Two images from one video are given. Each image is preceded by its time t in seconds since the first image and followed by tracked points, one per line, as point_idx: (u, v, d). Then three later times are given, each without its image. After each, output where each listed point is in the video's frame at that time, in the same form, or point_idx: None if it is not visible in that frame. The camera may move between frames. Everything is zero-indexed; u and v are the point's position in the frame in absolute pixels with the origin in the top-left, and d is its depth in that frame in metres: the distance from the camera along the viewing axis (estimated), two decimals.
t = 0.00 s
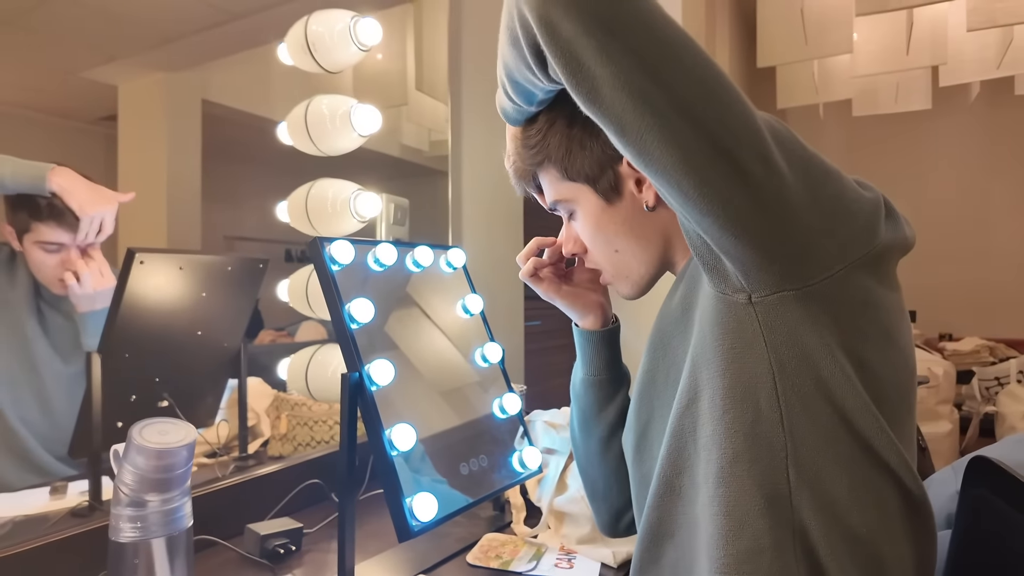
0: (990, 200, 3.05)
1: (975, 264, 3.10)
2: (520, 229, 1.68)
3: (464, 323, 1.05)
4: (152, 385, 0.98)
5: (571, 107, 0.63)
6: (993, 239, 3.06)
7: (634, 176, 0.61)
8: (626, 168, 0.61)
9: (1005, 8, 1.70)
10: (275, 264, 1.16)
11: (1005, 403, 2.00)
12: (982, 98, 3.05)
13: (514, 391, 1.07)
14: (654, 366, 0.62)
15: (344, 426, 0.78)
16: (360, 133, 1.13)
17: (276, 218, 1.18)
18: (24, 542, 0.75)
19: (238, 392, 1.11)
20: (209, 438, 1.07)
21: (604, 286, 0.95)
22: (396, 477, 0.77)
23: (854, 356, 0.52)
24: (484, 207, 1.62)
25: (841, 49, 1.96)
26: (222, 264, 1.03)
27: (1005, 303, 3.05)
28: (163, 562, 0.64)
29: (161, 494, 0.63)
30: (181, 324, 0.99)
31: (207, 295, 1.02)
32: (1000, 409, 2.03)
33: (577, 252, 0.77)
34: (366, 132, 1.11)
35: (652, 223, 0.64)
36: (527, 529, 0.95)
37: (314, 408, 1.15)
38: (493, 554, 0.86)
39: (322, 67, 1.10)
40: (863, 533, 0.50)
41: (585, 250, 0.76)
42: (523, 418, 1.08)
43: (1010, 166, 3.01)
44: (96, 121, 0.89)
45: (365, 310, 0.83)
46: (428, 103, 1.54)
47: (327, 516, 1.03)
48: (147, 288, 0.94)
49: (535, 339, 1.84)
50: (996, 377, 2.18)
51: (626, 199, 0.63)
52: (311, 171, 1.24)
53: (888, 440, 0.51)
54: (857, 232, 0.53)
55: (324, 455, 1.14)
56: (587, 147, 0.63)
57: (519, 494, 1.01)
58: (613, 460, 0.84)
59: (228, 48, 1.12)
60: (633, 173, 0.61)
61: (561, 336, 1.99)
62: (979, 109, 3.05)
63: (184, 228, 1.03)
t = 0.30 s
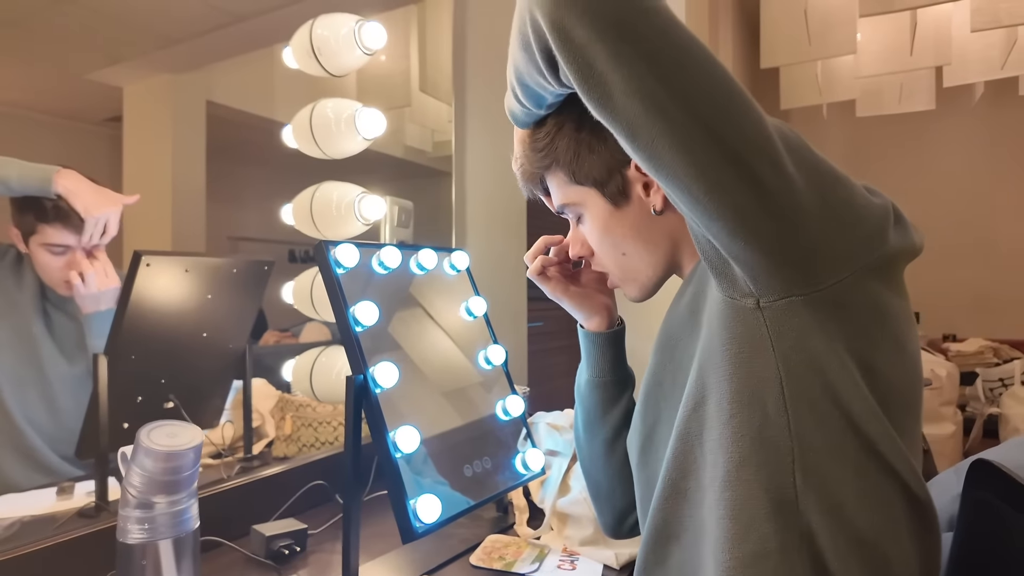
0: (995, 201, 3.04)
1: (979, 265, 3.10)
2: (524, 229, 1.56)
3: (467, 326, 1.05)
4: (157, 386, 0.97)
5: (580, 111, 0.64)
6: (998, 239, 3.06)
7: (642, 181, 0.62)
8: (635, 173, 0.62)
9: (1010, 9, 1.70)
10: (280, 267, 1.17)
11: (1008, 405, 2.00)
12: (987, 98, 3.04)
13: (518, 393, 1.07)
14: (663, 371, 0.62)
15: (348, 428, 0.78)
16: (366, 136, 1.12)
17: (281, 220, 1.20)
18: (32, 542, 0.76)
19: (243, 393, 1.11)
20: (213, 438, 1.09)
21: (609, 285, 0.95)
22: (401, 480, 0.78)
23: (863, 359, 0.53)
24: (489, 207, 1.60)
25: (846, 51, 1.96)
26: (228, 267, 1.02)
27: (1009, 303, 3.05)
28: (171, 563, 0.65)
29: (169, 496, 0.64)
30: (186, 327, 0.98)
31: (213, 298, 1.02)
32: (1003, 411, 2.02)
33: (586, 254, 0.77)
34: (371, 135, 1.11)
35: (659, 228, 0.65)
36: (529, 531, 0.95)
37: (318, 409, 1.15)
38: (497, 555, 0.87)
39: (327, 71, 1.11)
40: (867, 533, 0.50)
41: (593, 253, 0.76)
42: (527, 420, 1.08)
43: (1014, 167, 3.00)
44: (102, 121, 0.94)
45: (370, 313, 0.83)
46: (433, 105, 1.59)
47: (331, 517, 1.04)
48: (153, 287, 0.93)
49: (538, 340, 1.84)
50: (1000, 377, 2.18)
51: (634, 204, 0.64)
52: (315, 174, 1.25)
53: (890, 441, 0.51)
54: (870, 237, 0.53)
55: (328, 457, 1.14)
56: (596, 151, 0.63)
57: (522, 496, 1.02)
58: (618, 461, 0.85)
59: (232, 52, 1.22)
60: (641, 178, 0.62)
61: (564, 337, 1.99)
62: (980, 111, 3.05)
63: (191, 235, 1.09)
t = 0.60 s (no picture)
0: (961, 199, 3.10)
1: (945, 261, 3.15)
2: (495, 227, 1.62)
3: (430, 316, 1.01)
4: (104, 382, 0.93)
5: (652, 21, 0.58)
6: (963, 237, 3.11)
7: (692, 118, 0.57)
8: (690, 105, 0.56)
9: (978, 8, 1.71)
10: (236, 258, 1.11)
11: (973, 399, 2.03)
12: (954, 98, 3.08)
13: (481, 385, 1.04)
14: (666, 361, 0.57)
15: (296, 420, 0.75)
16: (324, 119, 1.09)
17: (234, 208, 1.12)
18: None
19: (198, 389, 1.07)
20: (166, 436, 1.03)
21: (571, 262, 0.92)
22: (351, 476, 0.75)
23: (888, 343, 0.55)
24: (462, 199, 1.57)
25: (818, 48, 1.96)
26: (179, 256, 0.99)
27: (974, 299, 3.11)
28: (93, 563, 0.64)
29: (91, 493, 0.63)
30: (136, 318, 0.94)
31: (164, 288, 0.98)
32: (968, 404, 2.01)
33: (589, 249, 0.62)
34: (329, 118, 1.08)
35: (687, 190, 0.57)
36: (491, 526, 0.92)
37: (275, 406, 1.11)
38: (455, 553, 0.84)
39: (284, 52, 1.08)
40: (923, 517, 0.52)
41: (603, 242, 0.61)
42: (489, 413, 1.05)
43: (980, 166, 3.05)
44: (67, 116, 0.85)
45: (320, 300, 0.80)
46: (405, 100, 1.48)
47: (282, 517, 1.00)
48: (99, 278, 0.89)
49: (509, 336, 1.82)
50: (965, 373, 2.20)
51: (672, 148, 0.56)
52: (271, 162, 1.19)
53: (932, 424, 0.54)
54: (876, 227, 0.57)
55: (284, 454, 1.11)
56: (659, 64, 0.56)
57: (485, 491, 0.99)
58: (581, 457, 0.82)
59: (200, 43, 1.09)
60: (693, 113, 0.56)
61: (535, 332, 1.97)
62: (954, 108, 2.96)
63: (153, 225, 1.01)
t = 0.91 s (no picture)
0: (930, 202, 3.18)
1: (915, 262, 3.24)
2: (474, 225, 1.63)
3: (411, 318, 1.01)
4: (77, 385, 0.91)
5: (697, 19, 0.59)
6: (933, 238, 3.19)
7: (730, 121, 0.58)
8: (730, 108, 0.58)
9: (947, 16, 1.76)
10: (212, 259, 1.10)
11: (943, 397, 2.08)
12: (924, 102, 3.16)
13: (462, 387, 1.04)
14: (692, 368, 0.58)
15: (274, 422, 0.75)
16: (302, 119, 1.07)
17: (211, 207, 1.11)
18: None
19: (174, 392, 1.05)
20: (140, 440, 1.01)
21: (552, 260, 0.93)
22: (331, 479, 0.75)
23: (901, 358, 0.61)
24: (439, 197, 1.53)
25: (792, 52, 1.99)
26: (155, 256, 0.98)
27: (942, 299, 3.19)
28: (66, 569, 0.63)
29: (64, 499, 0.62)
30: (109, 320, 0.93)
31: (138, 289, 0.96)
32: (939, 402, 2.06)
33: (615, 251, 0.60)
34: (308, 118, 1.05)
35: (722, 193, 0.59)
36: (472, 528, 0.93)
37: (253, 408, 1.10)
38: (436, 555, 0.84)
39: (263, 51, 1.07)
40: (928, 521, 0.58)
41: (632, 245, 0.60)
42: (471, 415, 1.06)
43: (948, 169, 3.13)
44: (34, 111, 0.83)
45: (299, 302, 0.80)
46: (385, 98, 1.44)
47: (260, 521, 1.00)
48: (71, 280, 0.87)
49: (490, 336, 1.82)
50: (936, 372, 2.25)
51: (710, 150, 0.57)
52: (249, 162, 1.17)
53: (936, 434, 0.61)
54: (900, 247, 0.63)
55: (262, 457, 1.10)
56: (703, 62, 0.57)
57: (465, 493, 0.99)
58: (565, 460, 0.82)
59: (178, 36, 1.07)
60: (731, 116, 0.58)
61: (516, 333, 1.98)
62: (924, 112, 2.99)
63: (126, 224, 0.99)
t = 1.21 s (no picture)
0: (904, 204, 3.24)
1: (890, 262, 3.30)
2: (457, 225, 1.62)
3: (392, 318, 1.00)
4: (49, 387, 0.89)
5: (710, 22, 0.59)
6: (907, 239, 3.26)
7: (739, 126, 0.59)
8: (740, 113, 0.58)
9: (921, 21, 1.79)
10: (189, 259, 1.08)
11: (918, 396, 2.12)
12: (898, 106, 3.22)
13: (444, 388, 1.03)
14: (695, 373, 0.58)
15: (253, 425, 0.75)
16: (281, 117, 1.07)
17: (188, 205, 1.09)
18: None
19: (149, 395, 1.02)
20: (115, 443, 0.99)
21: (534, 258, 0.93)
22: (310, 482, 0.74)
23: (897, 367, 0.62)
24: (422, 201, 1.53)
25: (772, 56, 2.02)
26: (131, 257, 0.96)
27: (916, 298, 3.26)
28: None
29: (35, 504, 0.60)
30: (83, 321, 0.91)
31: (114, 290, 0.95)
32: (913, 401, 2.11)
33: (621, 254, 0.60)
34: (286, 116, 1.05)
35: (728, 198, 0.59)
36: (453, 529, 0.93)
37: (232, 410, 1.08)
38: (417, 557, 0.84)
39: (241, 48, 1.07)
40: (918, 528, 0.59)
41: (637, 248, 0.60)
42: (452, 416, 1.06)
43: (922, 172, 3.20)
44: (9, 106, 0.82)
45: (278, 302, 0.79)
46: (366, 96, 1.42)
47: (238, 525, 0.98)
48: (43, 279, 0.85)
49: (472, 337, 1.82)
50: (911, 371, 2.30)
51: (718, 154, 0.58)
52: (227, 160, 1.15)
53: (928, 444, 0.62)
54: (898, 257, 0.65)
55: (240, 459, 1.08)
56: (715, 66, 0.57)
57: (447, 494, 0.99)
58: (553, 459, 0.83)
59: (151, 34, 1.03)
60: (740, 121, 0.59)
61: (498, 333, 1.98)
62: (899, 115, 3.05)
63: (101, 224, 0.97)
